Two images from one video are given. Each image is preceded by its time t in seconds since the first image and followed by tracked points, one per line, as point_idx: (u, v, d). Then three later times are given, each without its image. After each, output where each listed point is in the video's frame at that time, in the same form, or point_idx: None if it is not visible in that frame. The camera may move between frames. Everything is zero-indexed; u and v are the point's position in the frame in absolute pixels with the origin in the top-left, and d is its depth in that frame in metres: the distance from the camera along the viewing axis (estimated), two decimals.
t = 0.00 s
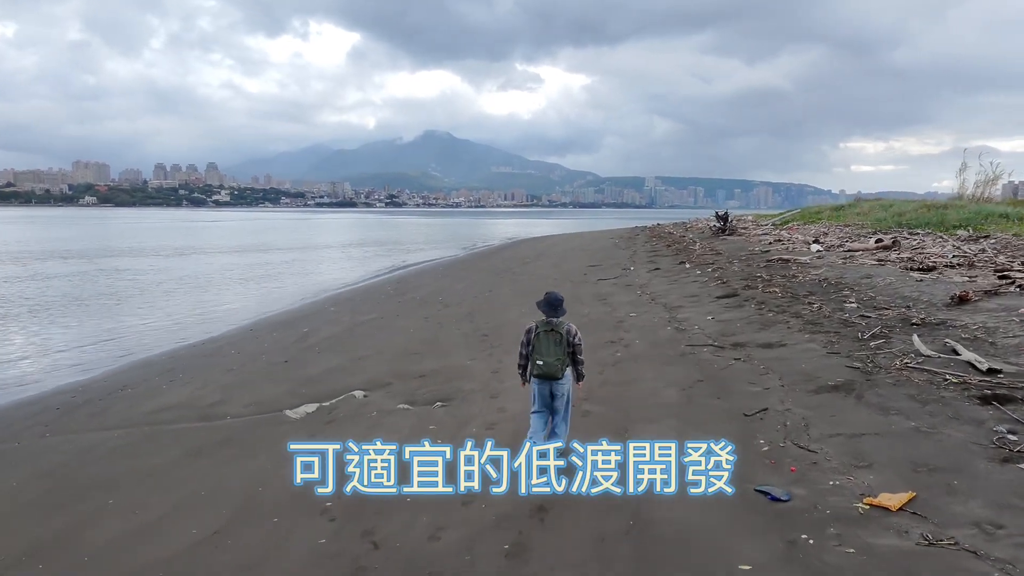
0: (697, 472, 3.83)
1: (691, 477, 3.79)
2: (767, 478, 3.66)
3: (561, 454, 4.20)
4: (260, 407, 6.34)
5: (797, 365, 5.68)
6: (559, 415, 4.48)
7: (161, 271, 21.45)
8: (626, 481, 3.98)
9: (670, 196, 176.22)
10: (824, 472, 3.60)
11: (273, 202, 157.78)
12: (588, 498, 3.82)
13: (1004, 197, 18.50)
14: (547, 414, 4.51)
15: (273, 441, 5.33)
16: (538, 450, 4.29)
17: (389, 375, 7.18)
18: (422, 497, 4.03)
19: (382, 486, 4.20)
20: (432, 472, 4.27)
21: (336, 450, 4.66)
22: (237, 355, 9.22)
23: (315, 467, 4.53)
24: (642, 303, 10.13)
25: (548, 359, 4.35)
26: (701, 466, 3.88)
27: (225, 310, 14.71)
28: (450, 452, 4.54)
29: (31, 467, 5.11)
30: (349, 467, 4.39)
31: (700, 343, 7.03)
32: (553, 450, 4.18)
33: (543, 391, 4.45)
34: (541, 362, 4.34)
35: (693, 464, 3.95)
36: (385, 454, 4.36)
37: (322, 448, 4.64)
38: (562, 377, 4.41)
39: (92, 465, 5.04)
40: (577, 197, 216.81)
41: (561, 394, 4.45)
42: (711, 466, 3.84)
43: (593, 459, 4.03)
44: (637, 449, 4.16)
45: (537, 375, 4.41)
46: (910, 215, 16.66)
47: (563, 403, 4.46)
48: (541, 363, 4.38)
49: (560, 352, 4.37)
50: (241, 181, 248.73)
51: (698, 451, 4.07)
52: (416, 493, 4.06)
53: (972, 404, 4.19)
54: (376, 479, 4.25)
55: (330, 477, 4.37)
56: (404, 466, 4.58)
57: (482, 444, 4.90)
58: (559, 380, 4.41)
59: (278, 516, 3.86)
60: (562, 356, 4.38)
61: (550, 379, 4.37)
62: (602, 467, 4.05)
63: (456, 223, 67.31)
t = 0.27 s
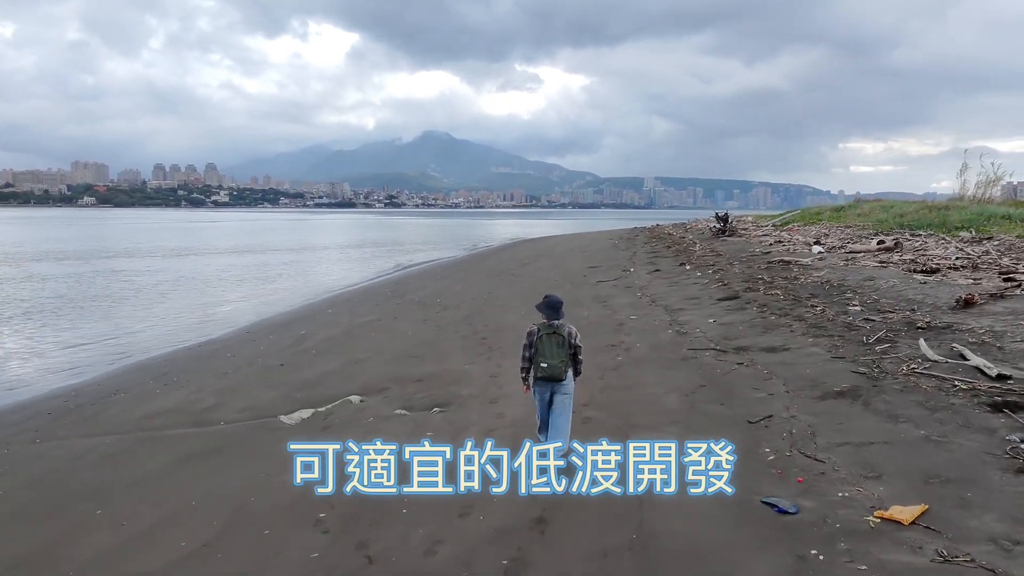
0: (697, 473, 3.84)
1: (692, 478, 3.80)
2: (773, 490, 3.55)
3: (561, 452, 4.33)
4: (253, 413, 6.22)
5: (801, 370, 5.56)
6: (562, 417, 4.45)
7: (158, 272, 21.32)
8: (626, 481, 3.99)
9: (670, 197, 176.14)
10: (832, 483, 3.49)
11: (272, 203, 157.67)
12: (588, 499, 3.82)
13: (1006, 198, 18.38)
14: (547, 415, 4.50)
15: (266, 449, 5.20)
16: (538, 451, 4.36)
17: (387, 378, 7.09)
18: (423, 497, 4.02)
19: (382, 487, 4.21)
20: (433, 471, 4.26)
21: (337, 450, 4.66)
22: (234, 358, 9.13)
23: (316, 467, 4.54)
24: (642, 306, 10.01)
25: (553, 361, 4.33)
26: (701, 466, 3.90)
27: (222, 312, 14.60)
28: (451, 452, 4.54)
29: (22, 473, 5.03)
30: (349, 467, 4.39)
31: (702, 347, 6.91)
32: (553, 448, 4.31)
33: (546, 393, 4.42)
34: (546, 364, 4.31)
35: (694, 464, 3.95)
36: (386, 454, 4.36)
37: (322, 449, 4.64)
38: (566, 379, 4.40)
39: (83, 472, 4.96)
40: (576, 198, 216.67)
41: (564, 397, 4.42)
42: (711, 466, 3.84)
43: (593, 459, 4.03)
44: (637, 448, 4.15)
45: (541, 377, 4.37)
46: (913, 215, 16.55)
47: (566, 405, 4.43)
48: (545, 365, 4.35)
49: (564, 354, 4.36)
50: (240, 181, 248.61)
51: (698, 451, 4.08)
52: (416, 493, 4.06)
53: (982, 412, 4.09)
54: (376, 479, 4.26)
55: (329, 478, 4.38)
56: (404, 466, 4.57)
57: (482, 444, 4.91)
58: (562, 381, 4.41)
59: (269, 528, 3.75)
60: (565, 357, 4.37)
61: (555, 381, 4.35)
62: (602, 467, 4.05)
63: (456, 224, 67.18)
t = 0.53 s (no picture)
0: (697, 473, 3.85)
1: (692, 478, 3.80)
2: (781, 501, 3.44)
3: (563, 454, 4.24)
4: (247, 418, 6.09)
5: (806, 374, 5.45)
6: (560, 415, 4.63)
7: (154, 274, 21.14)
8: (626, 481, 3.98)
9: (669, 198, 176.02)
10: (841, 494, 3.38)
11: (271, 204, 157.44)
12: (588, 498, 3.82)
13: (1008, 199, 18.27)
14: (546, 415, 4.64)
15: (259, 456, 5.06)
16: (538, 450, 4.27)
17: (383, 381, 6.99)
18: (423, 497, 4.01)
19: (382, 487, 4.20)
20: (433, 471, 4.24)
21: (336, 449, 4.65)
22: (229, 361, 9.00)
23: (315, 468, 4.54)
24: (642, 307, 9.89)
25: (554, 359, 4.55)
26: (701, 467, 3.90)
27: (217, 314, 14.45)
28: (450, 452, 4.53)
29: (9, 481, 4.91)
30: (349, 467, 4.38)
31: (704, 350, 6.79)
32: (554, 449, 4.20)
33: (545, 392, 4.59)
34: (549, 362, 4.51)
35: (693, 464, 3.96)
36: (386, 454, 4.35)
37: (323, 449, 4.64)
38: (565, 377, 4.62)
39: (72, 479, 4.83)
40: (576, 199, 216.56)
41: (562, 394, 4.62)
42: (711, 466, 3.84)
43: (592, 459, 4.02)
44: (637, 448, 4.14)
45: (542, 376, 4.56)
46: (914, 216, 16.46)
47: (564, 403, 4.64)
48: (547, 364, 4.55)
49: (563, 352, 4.60)
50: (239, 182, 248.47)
51: (698, 451, 4.08)
52: (416, 493, 4.04)
53: (995, 418, 3.97)
54: (376, 479, 4.25)
55: (330, 477, 4.38)
56: (404, 466, 4.57)
57: (483, 444, 4.90)
58: (561, 380, 4.62)
59: (260, 540, 3.63)
60: (564, 356, 4.61)
61: (556, 379, 4.55)
62: (602, 467, 4.04)
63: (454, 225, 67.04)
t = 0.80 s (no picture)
0: (697, 472, 3.83)
1: (692, 477, 3.79)
2: (795, 518, 3.26)
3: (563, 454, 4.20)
4: (238, 425, 5.91)
5: (814, 380, 5.28)
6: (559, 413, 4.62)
7: (150, 274, 20.98)
8: (626, 481, 3.95)
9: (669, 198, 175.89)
10: (858, 511, 3.21)
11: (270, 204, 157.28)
12: (588, 499, 3.80)
13: (1012, 200, 18.08)
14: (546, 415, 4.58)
15: (248, 466, 4.88)
16: (538, 451, 4.23)
17: (379, 386, 6.83)
18: (417, 511, 3.83)
19: (383, 486, 4.20)
20: (433, 472, 4.23)
21: (337, 449, 4.64)
22: (223, 364, 8.83)
23: (315, 467, 4.54)
24: (644, 310, 9.72)
25: (557, 359, 4.46)
26: (702, 466, 3.88)
27: (214, 315, 14.30)
28: (451, 451, 4.50)
29: None
30: (349, 467, 4.37)
31: (708, 355, 6.62)
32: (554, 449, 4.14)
33: (546, 391, 4.52)
34: (552, 362, 4.42)
35: (693, 464, 3.94)
36: (386, 454, 4.35)
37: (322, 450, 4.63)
38: (566, 377, 4.55)
39: (54, 489, 4.67)
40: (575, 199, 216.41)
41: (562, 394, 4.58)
42: (712, 465, 3.83)
43: (592, 459, 4.01)
44: (637, 448, 4.10)
45: (545, 375, 4.46)
46: (917, 217, 16.30)
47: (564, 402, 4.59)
48: (549, 363, 4.46)
49: (565, 352, 4.52)
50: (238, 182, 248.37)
51: (698, 451, 4.05)
52: (415, 495, 4.03)
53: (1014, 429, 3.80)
54: (376, 479, 4.25)
55: (330, 477, 4.37)
56: (405, 465, 4.56)
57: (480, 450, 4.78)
58: (562, 379, 4.55)
59: (244, 558, 3.45)
60: (566, 355, 4.53)
61: (558, 379, 4.47)
62: (603, 467, 4.02)
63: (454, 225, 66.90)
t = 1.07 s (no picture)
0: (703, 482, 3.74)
1: (697, 487, 3.70)
2: (816, 542, 3.04)
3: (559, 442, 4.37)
4: (225, 435, 5.67)
5: (827, 389, 5.06)
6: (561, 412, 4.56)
7: (145, 275, 20.71)
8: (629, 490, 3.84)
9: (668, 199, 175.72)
10: (883, 533, 3.00)
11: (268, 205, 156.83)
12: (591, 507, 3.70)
13: (1018, 202, 17.88)
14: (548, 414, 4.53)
15: (233, 481, 4.63)
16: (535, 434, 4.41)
17: (375, 393, 6.61)
18: (412, 530, 3.62)
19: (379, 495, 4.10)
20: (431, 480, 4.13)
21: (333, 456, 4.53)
22: (214, 370, 8.59)
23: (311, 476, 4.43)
24: (646, 313, 9.49)
25: (561, 356, 4.43)
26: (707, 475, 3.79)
27: (207, 318, 14.03)
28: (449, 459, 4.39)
29: None
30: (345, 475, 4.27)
31: (714, 361, 6.39)
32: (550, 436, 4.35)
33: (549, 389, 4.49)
34: (556, 359, 4.39)
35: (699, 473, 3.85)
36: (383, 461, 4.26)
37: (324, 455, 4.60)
38: (569, 375, 4.52)
39: (30, 505, 4.45)
40: (574, 200, 216.17)
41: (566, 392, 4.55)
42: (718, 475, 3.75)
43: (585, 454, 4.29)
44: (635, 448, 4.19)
45: (549, 373, 4.43)
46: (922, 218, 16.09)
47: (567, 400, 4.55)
48: (553, 360, 4.43)
49: (569, 350, 4.50)
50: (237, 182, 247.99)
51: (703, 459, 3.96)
52: (409, 513, 3.83)
53: None
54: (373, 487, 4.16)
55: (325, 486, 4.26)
56: (402, 472, 4.45)
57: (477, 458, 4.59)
58: (565, 378, 4.52)
59: None
60: (570, 354, 4.51)
61: (562, 376, 4.43)
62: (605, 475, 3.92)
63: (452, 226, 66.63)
